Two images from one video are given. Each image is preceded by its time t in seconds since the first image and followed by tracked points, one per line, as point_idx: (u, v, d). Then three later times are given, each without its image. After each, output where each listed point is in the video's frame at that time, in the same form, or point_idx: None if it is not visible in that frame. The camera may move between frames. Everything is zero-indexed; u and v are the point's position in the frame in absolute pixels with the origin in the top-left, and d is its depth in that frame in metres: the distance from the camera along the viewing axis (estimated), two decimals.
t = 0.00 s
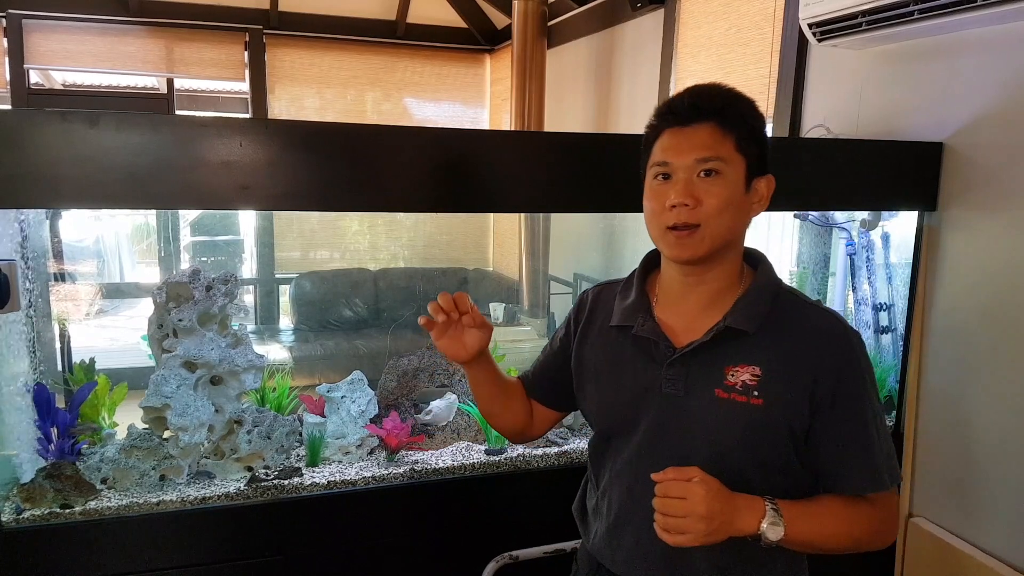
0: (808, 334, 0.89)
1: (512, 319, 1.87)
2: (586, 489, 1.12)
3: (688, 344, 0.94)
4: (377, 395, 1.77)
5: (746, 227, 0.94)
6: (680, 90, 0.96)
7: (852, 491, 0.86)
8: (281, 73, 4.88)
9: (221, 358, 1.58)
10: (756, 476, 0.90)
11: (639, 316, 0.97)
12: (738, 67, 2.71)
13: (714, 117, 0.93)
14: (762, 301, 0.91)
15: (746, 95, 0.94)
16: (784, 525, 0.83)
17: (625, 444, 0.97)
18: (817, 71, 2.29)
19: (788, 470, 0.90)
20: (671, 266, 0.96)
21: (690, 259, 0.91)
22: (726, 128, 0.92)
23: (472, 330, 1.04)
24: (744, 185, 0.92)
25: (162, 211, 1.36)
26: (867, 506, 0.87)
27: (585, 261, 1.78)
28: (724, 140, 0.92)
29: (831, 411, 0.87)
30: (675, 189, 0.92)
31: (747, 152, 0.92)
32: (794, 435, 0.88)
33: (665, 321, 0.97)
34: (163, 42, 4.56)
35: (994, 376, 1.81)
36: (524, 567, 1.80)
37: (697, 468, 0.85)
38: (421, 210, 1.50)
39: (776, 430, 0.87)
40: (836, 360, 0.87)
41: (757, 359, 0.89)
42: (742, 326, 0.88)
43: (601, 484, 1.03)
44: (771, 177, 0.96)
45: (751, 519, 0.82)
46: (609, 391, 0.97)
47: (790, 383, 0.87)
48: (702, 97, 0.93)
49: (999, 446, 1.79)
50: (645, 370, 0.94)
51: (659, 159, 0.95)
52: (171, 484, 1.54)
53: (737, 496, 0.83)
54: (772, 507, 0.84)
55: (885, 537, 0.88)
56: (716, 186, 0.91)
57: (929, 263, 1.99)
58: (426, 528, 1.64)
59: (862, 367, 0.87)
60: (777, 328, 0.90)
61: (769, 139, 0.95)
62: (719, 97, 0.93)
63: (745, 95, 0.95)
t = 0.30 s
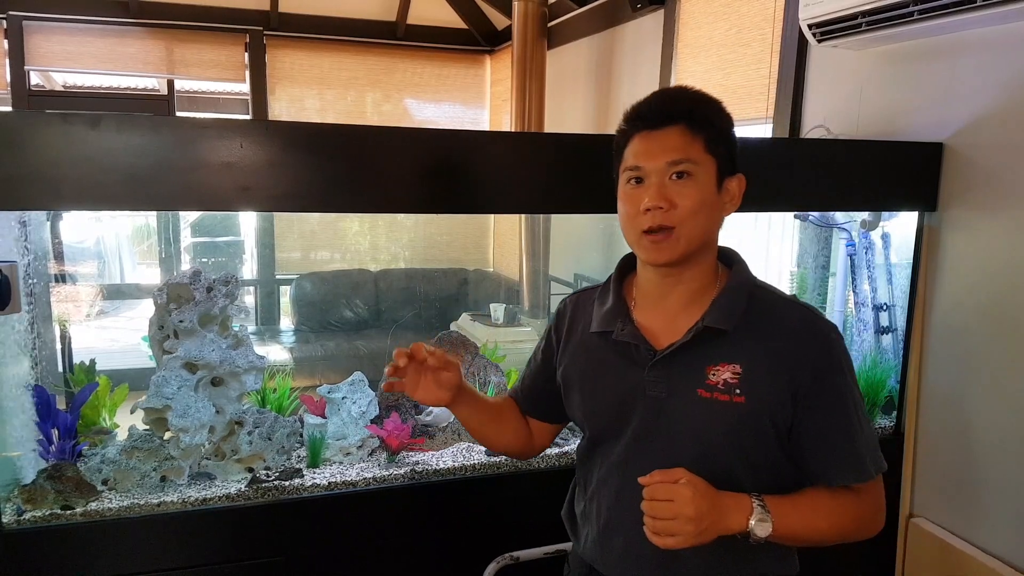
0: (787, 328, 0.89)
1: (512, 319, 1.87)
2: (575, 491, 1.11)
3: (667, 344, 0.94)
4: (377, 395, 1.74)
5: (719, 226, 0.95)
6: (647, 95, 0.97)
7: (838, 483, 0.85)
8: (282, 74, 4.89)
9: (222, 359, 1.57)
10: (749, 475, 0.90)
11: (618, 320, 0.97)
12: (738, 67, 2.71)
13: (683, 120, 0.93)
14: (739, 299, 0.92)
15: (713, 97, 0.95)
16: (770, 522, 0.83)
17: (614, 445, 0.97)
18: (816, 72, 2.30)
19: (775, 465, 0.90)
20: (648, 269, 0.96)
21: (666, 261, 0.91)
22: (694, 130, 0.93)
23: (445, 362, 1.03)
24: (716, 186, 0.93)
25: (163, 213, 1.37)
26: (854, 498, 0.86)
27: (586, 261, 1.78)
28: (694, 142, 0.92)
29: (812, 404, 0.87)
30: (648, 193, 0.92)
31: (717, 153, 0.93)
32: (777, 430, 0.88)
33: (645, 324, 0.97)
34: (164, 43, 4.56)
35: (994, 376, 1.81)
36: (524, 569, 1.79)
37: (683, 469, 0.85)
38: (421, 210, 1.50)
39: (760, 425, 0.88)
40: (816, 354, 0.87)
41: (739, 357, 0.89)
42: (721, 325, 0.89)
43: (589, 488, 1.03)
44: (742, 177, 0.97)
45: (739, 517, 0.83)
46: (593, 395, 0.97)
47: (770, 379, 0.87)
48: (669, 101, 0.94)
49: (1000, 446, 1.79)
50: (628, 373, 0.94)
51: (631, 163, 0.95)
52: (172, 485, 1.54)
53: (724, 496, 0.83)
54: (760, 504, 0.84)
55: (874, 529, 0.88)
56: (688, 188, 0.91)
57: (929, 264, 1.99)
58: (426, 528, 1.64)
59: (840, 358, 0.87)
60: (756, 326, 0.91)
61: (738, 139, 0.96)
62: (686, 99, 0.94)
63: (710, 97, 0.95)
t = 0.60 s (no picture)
0: (774, 318, 0.92)
1: (512, 320, 1.85)
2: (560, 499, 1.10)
3: (656, 342, 0.95)
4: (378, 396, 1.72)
5: (702, 224, 0.96)
6: (627, 95, 0.97)
7: (832, 468, 0.89)
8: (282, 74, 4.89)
9: (223, 359, 1.58)
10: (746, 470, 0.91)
11: (606, 321, 0.96)
12: (738, 68, 2.72)
13: (663, 120, 0.94)
14: (725, 294, 0.93)
15: (691, 97, 0.96)
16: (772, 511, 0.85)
17: (605, 451, 0.97)
18: (816, 72, 2.30)
19: (769, 457, 0.92)
20: (634, 268, 0.96)
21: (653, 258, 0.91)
22: (675, 129, 0.94)
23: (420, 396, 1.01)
24: (697, 183, 0.94)
25: (163, 214, 1.37)
26: (845, 483, 0.90)
27: (587, 262, 1.75)
28: (675, 140, 0.93)
29: (805, 394, 0.90)
30: (632, 191, 0.92)
31: (698, 151, 0.94)
32: (771, 420, 0.90)
33: (632, 323, 0.97)
34: (165, 44, 4.56)
35: (994, 376, 1.81)
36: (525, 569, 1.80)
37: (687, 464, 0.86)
38: (422, 211, 1.50)
39: (755, 417, 0.89)
40: (805, 343, 0.90)
41: (730, 351, 0.91)
42: (711, 319, 0.90)
43: (582, 493, 1.01)
44: (721, 175, 0.98)
45: (742, 507, 0.84)
46: (586, 397, 0.96)
47: (763, 370, 0.89)
48: (649, 101, 0.94)
49: (999, 446, 1.80)
50: (619, 373, 0.94)
51: (614, 163, 0.95)
52: (173, 485, 1.54)
53: (727, 487, 0.85)
54: (761, 493, 0.86)
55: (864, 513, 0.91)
56: (671, 185, 0.91)
57: (929, 266, 1.99)
58: (427, 528, 1.64)
59: (829, 348, 0.91)
60: (744, 321, 0.92)
61: (717, 138, 0.97)
62: (666, 98, 0.94)
63: (689, 97, 0.97)
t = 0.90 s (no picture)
0: (765, 312, 0.94)
1: (512, 320, 1.86)
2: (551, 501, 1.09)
3: (649, 341, 0.95)
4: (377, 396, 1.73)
5: (691, 222, 0.96)
6: (614, 94, 0.97)
7: (826, 459, 0.91)
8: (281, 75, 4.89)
9: (222, 359, 1.57)
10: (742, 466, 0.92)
11: (599, 321, 0.96)
12: (736, 68, 2.72)
13: (651, 118, 0.94)
14: (716, 291, 0.94)
15: (678, 94, 0.96)
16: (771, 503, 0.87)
17: (601, 453, 0.96)
18: (815, 72, 2.30)
19: (765, 452, 0.93)
20: (624, 268, 0.96)
21: (644, 256, 0.91)
22: (663, 128, 0.94)
23: (424, 414, 0.99)
24: (686, 181, 0.94)
25: (162, 214, 1.37)
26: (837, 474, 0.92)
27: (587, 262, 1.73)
28: (663, 138, 0.93)
29: (798, 387, 0.92)
30: (622, 190, 0.92)
31: (685, 149, 0.94)
32: (766, 414, 0.91)
33: (623, 323, 0.98)
34: (164, 45, 4.56)
35: (993, 376, 1.81)
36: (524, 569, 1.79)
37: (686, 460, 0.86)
38: (421, 211, 1.50)
39: (751, 411, 0.90)
40: (796, 336, 0.92)
41: (725, 347, 0.92)
42: (705, 315, 0.91)
43: (579, 496, 1.00)
44: (708, 173, 0.98)
45: (742, 501, 0.85)
46: (580, 398, 0.95)
47: (758, 364, 0.91)
48: (636, 99, 0.95)
49: (999, 447, 1.80)
50: (613, 374, 0.93)
51: (603, 163, 0.95)
52: (171, 486, 1.53)
53: (726, 482, 0.85)
54: (759, 487, 0.87)
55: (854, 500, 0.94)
56: (661, 183, 0.92)
57: (927, 266, 1.99)
58: (426, 528, 1.64)
59: (818, 341, 0.94)
60: (736, 317, 0.94)
61: (703, 136, 0.98)
62: (653, 96, 0.94)
63: (675, 95, 0.97)
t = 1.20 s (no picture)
0: (757, 312, 0.95)
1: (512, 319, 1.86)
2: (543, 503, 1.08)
3: (644, 340, 0.95)
4: (376, 396, 1.73)
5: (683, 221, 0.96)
6: (606, 92, 0.97)
7: (818, 457, 0.92)
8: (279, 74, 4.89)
9: (220, 359, 1.57)
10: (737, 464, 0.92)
11: (592, 319, 0.95)
12: (734, 67, 2.72)
13: (644, 117, 0.94)
14: (709, 290, 0.94)
15: (670, 93, 0.96)
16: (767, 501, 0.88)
17: (597, 451, 0.95)
18: (812, 71, 2.30)
19: (758, 450, 0.94)
20: (617, 268, 0.96)
21: (637, 256, 0.91)
22: (656, 127, 0.94)
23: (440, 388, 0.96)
24: (679, 181, 0.94)
25: (161, 214, 1.37)
26: (828, 472, 0.93)
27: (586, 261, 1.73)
28: (656, 138, 0.93)
29: (791, 384, 0.93)
30: (616, 191, 0.92)
31: (678, 148, 0.94)
32: (759, 412, 0.92)
33: (617, 322, 0.97)
34: (162, 44, 4.56)
35: (991, 374, 1.81)
36: (522, 568, 1.80)
37: (685, 460, 0.86)
38: (419, 210, 1.50)
39: (745, 409, 0.91)
40: (789, 335, 0.93)
41: (719, 345, 0.92)
42: (699, 314, 0.92)
43: (573, 496, 0.99)
44: (700, 171, 0.99)
45: (741, 499, 0.86)
46: (575, 396, 0.94)
47: (752, 362, 0.92)
48: (629, 98, 0.94)
49: (996, 445, 1.80)
50: (609, 373, 0.93)
51: (595, 162, 0.95)
52: (171, 485, 1.53)
53: (725, 482, 0.86)
54: (756, 485, 0.88)
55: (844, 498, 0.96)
56: (654, 184, 0.92)
57: (925, 265, 2.00)
58: (425, 528, 1.64)
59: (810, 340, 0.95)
60: (729, 316, 0.94)
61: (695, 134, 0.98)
62: (646, 95, 0.94)
63: (668, 93, 0.97)
